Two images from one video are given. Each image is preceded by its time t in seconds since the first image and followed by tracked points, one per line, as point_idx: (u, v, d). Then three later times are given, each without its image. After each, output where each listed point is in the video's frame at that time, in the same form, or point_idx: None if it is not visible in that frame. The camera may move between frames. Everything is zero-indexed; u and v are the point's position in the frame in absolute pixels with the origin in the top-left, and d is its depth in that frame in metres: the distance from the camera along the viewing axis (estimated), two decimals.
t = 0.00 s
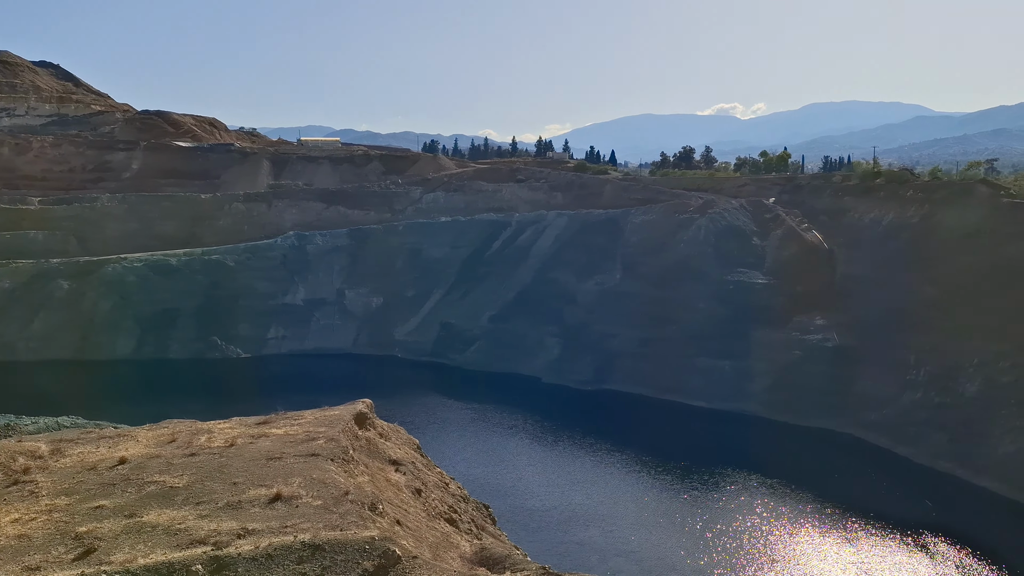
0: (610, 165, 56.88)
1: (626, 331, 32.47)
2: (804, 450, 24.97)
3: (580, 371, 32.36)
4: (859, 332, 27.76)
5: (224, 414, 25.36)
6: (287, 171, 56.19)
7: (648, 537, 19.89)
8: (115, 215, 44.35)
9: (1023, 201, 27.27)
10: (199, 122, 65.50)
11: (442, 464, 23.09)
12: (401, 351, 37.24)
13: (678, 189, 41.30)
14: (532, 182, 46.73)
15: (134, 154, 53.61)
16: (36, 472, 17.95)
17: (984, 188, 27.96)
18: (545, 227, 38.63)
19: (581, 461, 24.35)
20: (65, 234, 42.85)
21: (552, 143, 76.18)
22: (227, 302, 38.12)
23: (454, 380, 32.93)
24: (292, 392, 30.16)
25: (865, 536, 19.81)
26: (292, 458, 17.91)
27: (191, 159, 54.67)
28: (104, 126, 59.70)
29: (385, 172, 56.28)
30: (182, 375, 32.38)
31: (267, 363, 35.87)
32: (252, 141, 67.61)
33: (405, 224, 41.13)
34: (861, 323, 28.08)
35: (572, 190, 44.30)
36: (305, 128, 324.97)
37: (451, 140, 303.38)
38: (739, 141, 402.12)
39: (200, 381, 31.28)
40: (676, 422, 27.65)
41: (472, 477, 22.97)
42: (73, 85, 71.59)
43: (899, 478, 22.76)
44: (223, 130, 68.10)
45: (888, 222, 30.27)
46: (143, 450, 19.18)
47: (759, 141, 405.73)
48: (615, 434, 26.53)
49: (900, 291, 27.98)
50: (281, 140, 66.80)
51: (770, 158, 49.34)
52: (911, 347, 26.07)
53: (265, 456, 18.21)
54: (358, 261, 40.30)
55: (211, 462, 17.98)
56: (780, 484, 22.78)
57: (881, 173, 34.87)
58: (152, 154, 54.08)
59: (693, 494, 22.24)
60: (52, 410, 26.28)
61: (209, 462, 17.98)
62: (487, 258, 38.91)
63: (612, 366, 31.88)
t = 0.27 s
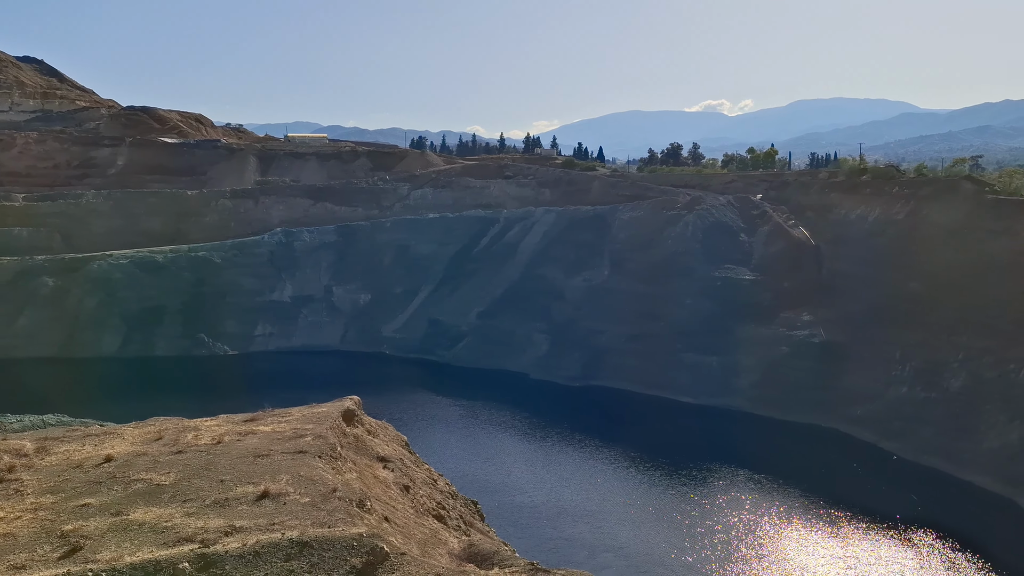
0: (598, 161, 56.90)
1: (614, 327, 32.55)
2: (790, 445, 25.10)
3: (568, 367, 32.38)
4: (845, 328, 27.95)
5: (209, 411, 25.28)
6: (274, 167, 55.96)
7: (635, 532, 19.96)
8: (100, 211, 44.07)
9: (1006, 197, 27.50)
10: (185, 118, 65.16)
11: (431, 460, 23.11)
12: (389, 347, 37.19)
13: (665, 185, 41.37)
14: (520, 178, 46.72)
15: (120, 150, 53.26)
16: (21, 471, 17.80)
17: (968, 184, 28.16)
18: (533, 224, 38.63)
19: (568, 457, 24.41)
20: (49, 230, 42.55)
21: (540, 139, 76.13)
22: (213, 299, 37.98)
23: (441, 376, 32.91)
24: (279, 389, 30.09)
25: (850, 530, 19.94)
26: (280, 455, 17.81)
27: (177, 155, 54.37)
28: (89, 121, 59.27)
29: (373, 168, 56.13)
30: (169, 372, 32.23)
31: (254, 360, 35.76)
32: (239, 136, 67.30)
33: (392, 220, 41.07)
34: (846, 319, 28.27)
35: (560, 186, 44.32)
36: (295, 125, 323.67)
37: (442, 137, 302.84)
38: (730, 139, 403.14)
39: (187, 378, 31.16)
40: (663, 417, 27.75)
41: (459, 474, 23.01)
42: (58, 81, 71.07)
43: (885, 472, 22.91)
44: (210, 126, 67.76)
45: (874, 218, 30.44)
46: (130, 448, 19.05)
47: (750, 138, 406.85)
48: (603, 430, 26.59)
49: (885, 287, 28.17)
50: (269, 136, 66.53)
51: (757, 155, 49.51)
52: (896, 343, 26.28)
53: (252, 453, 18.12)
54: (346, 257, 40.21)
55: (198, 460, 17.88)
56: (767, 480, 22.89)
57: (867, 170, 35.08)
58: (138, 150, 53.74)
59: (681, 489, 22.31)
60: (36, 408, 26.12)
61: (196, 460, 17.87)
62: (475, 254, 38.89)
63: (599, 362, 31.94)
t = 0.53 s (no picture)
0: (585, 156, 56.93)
1: (601, 322, 32.61)
2: (776, 439, 25.26)
3: (555, 363, 32.40)
4: (830, 324, 28.13)
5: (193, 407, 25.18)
6: (260, 162, 55.69)
7: (621, 526, 20.04)
8: (84, 206, 43.70)
9: (989, 194, 27.76)
10: (170, 112, 64.73)
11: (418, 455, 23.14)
12: (376, 342, 37.13)
13: (652, 180, 41.47)
14: (507, 173, 46.70)
15: (104, 145, 52.84)
16: (4, 467, 17.60)
17: (952, 180, 28.41)
18: (520, 219, 38.62)
19: (555, 452, 24.46)
20: (33, 226, 42.18)
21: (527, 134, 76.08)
22: (199, 294, 37.79)
23: (429, 372, 32.89)
24: (264, 385, 29.99)
25: (835, 523, 20.09)
26: (266, 451, 17.70)
27: (162, 150, 53.99)
28: (72, 115, 58.77)
29: (360, 163, 55.95)
30: (155, 368, 32.05)
31: (240, 356, 35.62)
32: (225, 131, 66.95)
33: (379, 215, 40.98)
34: (832, 315, 28.46)
35: (547, 182, 44.33)
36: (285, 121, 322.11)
37: (432, 133, 302.05)
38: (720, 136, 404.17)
39: (173, 374, 31.00)
40: (649, 412, 27.83)
41: (446, 469, 23.02)
42: (40, 74, 70.44)
43: (868, 466, 23.09)
44: (195, 120, 67.34)
45: (859, 214, 30.65)
46: (114, 444, 18.89)
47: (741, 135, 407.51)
48: (589, 425, 26.65)
49: (870, 282, 28.37)
50: (254, 131, 66.18)
51: (743, 151, 49.71)
52: (881, 338, 26.49)
53: (238, 449, 17.99)
54: (333, 253, 40.11)
55: (183, 456, 17.74)
56: (753, 474, 23.00)
57: (852, 166, 35.29)
58: (122, 144, 53.33)
59: (668, 484, 22.40)
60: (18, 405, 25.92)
61: (181, 455, 17.74)
62: (462, 250, 38.87)
63: (586, 357, 31.99)
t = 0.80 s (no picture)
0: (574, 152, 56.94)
1: (591, 318, 32.66)
2: (764, 435, 25.35)
3: (546, 359, 32.42)
4: (819, 320, 28.26)
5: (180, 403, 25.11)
6: (249, 157, 55.47)
7: (610, 522, 20.11)
8: (71, 201, 43.45)
9: (977, 190, 27.92)
10: (158, 107, 64.38)
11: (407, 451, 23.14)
12: (366, 338, 37.09)
13: (642, 177, 41.51)
14: (497, 169, 46.67)
15: (91, 139, 52.52)
16: None
17: (940, 177, 28.56)
18: (510, 214, 38.60)
19: (545, 448, 24.51)
20: (20, 221, 41.92)
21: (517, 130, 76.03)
22: (187, 290, 37.65)
23: (419, 367, 32.86)
24: (253, 381, 29.92)
25: (822, 518, 20.19)
26: (255, 447, 17.62)
27: (150, 145, 53.71)
28: (59, 110, 58.37)
29: (349, 159, 55.81)
30: (144, 364, 31.92)
31: (229, 352, 35.53)
32: (213, 126, 66.63)
33: (369, 211, 40.90)
34: (821, 311, 28.59)
35: (537, 177, 44.32)
36: (277, 117, 320.91)
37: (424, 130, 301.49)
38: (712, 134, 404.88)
39: (161, 370, 30.89)
40: (638, 408, 27.90)
41: (436, 465, 23.06)
42: (27, 68, 69.96)
43: (857, 461, 23.21)
44: (183, 115, 67.01)
45: (849, 211, 30.78)
46: (102, 440, 18.78)
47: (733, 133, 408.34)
48: (579, 421, 26.70)
49: (859, 278, 28.49)
50: (243, 126, 65.89)
51: (732, 147, 49.83)
52: (870, 335, 26.63)
53: (227, 445, 17.91)
54: (322, 248, 40.02)
55: (172, 452, 17.65)
56: (743, 470, 23.08)
57: (841, 162, 35.42)
58: (109, 139, 53.03)
59: (658, 480, 22.46)
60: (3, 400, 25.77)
61: (170, 452, 17.64)
62: (451, 245, 38.85)
63: (576, 353, 32.03)
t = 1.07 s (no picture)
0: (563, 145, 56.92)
1: (581, 311, 32.73)
2: (752, 427, 25.49)
3: (535, 352, 32.47)
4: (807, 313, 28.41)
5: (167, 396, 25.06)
6: (237, 149, 55.20)
7: (599, 513, 20.21)
8: (57, 192, 43.14)
9: (964, 183, 28.06)
10: (145, 98, 63.93)
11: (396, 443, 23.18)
12: (355, 331, 37.08)
13: (631, 169, 41.55)
14: (486, 161, 46.63)
15: (77, 131, 52.13)
16: None
17: (928, 170, 28.71)
18: (499, 207, 38.55)
19: (535, 440, 24.59)
20: (6, 213, 41.62)
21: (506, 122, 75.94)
22: (175, 282, 37.49)
23: (409, 360, 32.87)
24: (241, 374, 29.88)
25: (808, 509, 20.33)
26: (244, 439, 17.56)
27: (137, 136, 53.36)
28: (44, 101, 57.87)
29: (338, 151, 55.62)
30: (132, 357, 31.81)
31: (217, 344, 35.47)
32: (201, 117, 66.22)
33: (358, 203, 40.78)
34: (810, 304, 28.75)
35: (527, 170, 44.30)
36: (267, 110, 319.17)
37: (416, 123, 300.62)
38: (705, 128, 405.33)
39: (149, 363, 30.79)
40: (626, 400, 28.00)
41: (426, 457, 23.10)
42: (12, 59, 69.29)
43: (843, 453, 23.39)
44: (170, 106, 66.57)
45: (837, 203, 30.89)
46: (90, 433, 18.67)
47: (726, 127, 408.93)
48: (568, 413, 26.78)
49: (847, 271, 28.63)
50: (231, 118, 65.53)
51: (721, 140, 49.93)
52: (857, 328, 26.79)
53: (215, 438, 17.84)
54: (311, 240, 39.91)
55: (160, 445, 17.56)
56: (732, 462, 23.19)
57: (830, 155, 35.55)
58: (96, 130, 52.65)
59: (647, 471, 22.57)
60: None
61: (158, 445, 17.55)
62: (440, 238, 38.82)
63: (566, 346, 32.09)
